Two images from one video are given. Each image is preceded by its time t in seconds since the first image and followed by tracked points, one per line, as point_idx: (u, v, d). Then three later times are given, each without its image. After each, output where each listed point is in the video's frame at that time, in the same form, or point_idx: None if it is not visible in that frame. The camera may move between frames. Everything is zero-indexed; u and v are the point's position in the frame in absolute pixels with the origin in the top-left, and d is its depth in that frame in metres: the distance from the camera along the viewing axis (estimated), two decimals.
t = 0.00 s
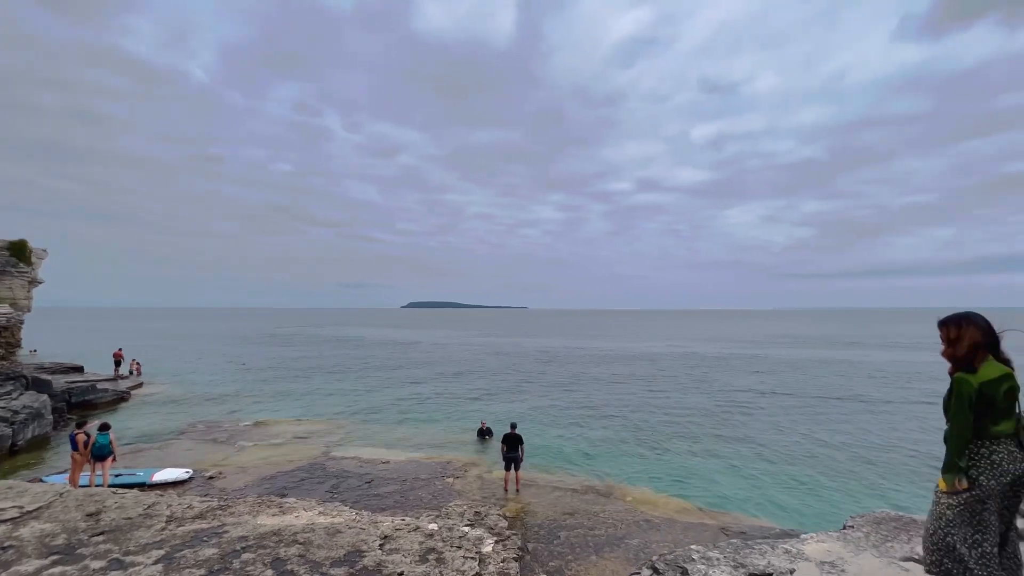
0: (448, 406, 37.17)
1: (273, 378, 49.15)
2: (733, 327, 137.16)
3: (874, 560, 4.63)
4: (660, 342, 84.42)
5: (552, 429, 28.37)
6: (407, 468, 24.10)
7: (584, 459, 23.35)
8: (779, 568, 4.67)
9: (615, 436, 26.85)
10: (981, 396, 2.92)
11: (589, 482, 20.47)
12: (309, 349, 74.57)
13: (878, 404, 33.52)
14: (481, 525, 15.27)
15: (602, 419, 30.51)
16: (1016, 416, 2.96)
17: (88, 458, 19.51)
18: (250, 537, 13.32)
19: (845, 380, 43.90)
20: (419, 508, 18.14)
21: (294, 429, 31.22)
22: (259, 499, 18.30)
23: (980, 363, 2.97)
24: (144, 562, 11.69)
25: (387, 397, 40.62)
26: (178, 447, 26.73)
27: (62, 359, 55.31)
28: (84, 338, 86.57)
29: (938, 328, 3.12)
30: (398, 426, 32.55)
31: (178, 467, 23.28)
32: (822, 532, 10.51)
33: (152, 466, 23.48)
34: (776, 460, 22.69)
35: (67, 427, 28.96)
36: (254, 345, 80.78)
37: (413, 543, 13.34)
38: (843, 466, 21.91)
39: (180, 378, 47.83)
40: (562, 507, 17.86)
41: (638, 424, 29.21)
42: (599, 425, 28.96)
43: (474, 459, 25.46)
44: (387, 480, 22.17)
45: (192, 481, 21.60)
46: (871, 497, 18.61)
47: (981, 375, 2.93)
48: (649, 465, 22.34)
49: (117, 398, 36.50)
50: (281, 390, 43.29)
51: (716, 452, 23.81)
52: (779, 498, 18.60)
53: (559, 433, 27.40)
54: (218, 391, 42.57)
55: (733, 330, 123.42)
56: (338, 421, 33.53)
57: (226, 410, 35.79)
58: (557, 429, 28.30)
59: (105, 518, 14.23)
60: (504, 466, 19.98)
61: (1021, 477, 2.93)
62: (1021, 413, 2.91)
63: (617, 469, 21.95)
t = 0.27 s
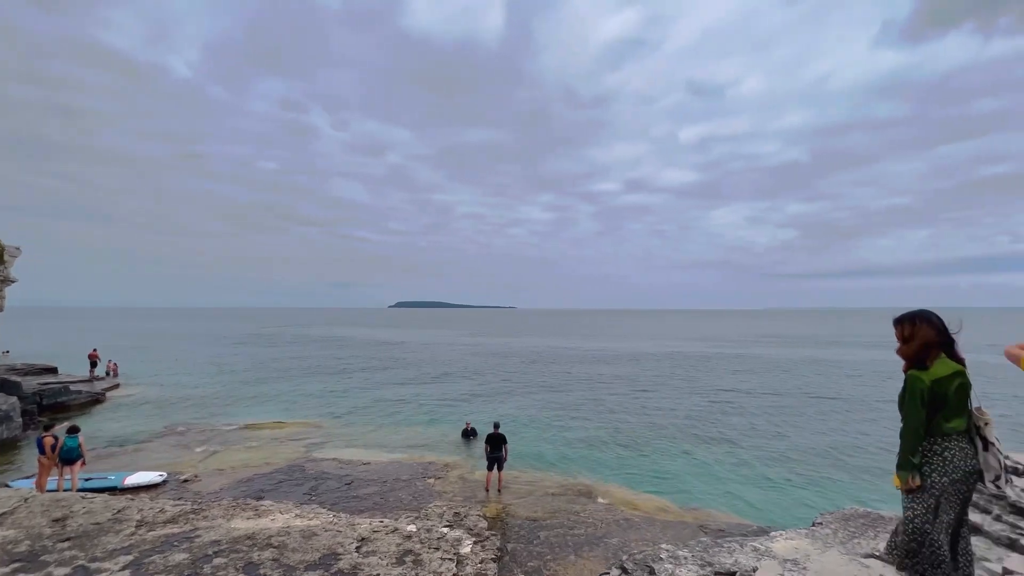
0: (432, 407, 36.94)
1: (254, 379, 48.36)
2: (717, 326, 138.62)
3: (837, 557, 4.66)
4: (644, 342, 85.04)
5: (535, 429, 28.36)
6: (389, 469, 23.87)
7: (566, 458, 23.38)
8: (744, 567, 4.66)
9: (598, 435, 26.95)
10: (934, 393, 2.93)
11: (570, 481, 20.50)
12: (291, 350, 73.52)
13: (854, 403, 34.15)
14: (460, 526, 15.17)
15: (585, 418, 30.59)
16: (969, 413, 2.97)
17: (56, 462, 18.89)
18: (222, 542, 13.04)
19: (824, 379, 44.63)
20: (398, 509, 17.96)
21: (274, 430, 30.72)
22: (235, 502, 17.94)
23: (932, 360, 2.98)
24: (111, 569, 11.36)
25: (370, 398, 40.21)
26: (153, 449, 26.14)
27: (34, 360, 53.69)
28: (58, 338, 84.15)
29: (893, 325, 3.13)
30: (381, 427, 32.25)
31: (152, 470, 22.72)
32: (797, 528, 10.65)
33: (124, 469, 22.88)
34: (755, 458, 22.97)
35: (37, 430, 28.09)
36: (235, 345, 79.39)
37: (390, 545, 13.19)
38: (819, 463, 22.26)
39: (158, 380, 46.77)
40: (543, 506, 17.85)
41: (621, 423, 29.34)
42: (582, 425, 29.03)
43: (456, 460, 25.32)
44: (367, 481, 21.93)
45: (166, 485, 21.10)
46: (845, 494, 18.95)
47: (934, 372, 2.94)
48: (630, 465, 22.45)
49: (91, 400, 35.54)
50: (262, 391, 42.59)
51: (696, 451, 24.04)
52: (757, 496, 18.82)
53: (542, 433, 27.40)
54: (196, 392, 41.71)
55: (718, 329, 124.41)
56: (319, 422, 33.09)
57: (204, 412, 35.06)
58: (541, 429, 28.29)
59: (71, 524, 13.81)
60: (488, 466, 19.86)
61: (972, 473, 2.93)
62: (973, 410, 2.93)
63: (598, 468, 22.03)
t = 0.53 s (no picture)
0: (417, 407, 36.66)
1: (237, 380, 47.58)
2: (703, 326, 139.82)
3: (806, 558, 4.65)
4: (631, 342, 85.49)
5: (520, 429, 28.30)
6: (371, 471, 23.62)
7: (550, 459, 23.36)
8: (714, 568, 4.64)
9: (583, 435, 26.99)
10: (895, 392, 2.93)
11: (554, 482, 20.48)
12: (276, 350, 72.54)
13: (836, 403, 34.64)
14: (441, 528, 15.05)
15: (571, 419, 30.61)
16: (929, 412, 2.98)
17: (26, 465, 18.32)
18: (197, 547, 12.75)
19: (806, 378, 45.27)
20: (379, 511, 17.76)
21: (256, 432, 30.23)
22: (212, 506, 17.58)
23: (894, 359, 2.98)
24: None
25: (355, 399, 39.78)
26: (130, 452, 25.58)
27: (7, 361, 52.22)
28: (33, 338, 81.95)
29: (857, 325, 3.13)
30: (365, 428, 31.93)
31: (127, 474, 22.18)
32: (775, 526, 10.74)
33: (99, 473, 22.31)
34: (737, 457, 23.17)
35: (8, 433, 27.29)
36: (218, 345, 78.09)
37: (369, 547, 13.02)
38: (798, 462, 22.59)
39: (137, 380, 45.79)
40: (526, 507, 17.80)
41: (606, 423, 29.41)
42: (566, 425, 29.08)
43: (440, 461, 25.15)
44: (349, 483, 21.66)
45: (141, 489, 20.62)
46: (824, 492, 19.21)
47: (895, 372, 2.94)
48: (613, 464, 22.50)
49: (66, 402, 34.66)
50: (245, 392, 41.93)
51: (680, 450, 24.19)
52: (738, 495, 18.98)
53: (527, 433, 27.36)
54: (176, 394, 40.90)
55: (704, 329, 125.53)
56: (302, 423, 32.65)
57: (184, 414, 34.38)
58: (526, 429, 28.25)
59: (39, 530, 13.39)
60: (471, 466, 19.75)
61: (932, 473, 2.93)
62: (933, 409, 2.93)
63: (582, 468, 22.05)
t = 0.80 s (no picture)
0: (402, 407, 36.37)
1: (218, 380, 46.74)
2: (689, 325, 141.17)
3: (778, 556, 4.58)
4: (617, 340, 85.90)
5: (505, 428, 28.23)
6: (354, 471, 23.34)
7: (534, 458, 23.32)
8: (686, 567, 4.59)
9: (567, 433, 27.01)
10: (862, 388, 2.91)
11: (537, 481, 20.45)
12: (259, 349, 71.47)
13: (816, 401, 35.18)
14: (422, 529, 14.91)
15: (556, 418, 30.61)
16: (896, 409, 2.98)
17: None
18: (170, 551, 12.44)
19: (788, 376, 45.93)
20: (361, 512, 17.54)
21: (236, 433, 29.70)
22: (188, 509, 17.19)
23: (860, 355, 2.97)
24: None
25: (339, 399, 39.33)
26: (105, 454, 24.94)
27: None
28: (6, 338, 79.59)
29: (825, 322, 3.12)
30: (349, 428, 31.58)
31: (101, 477, 21.60)
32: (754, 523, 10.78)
33: (71, 476, 21.71)
34: (719, 455, 23.39)
35: None
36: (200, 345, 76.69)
37: (348, 549, 12.83)
38: (779, 459, 22.87)
39: (114, 381, 44.73)
40: (510, 506, 17.74)
41: (590, 422, 29.49)
42: (551, 424, 29.11)
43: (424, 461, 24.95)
44: (330, 484, 21.37)
45: (115, 492, 20.09)
46: (803, 490, 19.46)
47: (861, 368, 2.93)
48: (597, 463, 22.54)
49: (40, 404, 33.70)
50: (226, 393, 41.18)
51: (663, 449, 24.36)
52: (720, 493, 19.14)
53: (512, 432, 27.29)
54: (155, 394, 40.02)
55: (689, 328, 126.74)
56: (284, 424, 32.16)
57: (162, 415, 33.64)
58: (511, 428, 28.18)
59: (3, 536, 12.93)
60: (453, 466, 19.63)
61: (899, 469, 2.92)
62: (899, 405, 2.92)
63: (566, 467, 22.05)
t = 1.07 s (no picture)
0: (373, 406, 35.80)
1: (181, 380, 45.11)
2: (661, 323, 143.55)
3: (735, 549, 4.57)
4: (590, 338, 86.73)
5: (478, 427, 28.09)
6: (321, 472, 22.83)
7: (506, 456, 23.28)
8: (644, 562, 4.57)
9: (540, 431, 27.07)
10: (813, 382, 2.93)
11: (509, 478, 20.41)
12: (225, 348, 69.31)
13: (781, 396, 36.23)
14: (390, 530, 14.67)
15: (529, 415, 30.64)
16: (844, 402, 3.01)
17: None
18: (122, 559, 11.89)
19: (755, 373, 47.14)
20: (327, 514, 17.16)
21: (199, 434, 28.69)
22: (144, 515, 16.48)
23: (811, 349, 2.99)
24: None
25: (308, 398, 38.47)
26: (55, 460, 23.66)
27: None
28: None
29: (778, 316, 3.12)
30: (318, 428, 30.91)
31: (50, 483, 20.51)
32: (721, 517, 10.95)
33: (17, 483, 20.54)
34: (688, 451, 23.81)
35: None
36: (163, 344, 73.96)
37: (312, 553, 12.51)
38: (744, 454, 23.42)
39: (69, 381, 42.69)
40: (480, 505, 17.65)
41: (562, 419, 29.62)
42: (524, 421, 29.11)
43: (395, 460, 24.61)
44: (297, 486, 20.84)
45: (65, 498, 19.11)
46: (767, 483, 19.99)
47: (812, 361, 2.94)
48: (568, 460, 22.66)
49: None
50: (189, 393, 39.78)
51: (634, 445, 24.67)
52: (687, 488, 19.49)
53: (484, 431, 27.18)
54: (113, 395, 38.34)
55: (662, 326, 128.90)
56: (250, 425, 31.25)
57: (119, 417, 32.24)
58: (483, 427, 28.05)
59: None
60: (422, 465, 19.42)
61: (846, 461, 2.95)
62: (847, 398, 2.95)
63: (537, 465, 22.09)
